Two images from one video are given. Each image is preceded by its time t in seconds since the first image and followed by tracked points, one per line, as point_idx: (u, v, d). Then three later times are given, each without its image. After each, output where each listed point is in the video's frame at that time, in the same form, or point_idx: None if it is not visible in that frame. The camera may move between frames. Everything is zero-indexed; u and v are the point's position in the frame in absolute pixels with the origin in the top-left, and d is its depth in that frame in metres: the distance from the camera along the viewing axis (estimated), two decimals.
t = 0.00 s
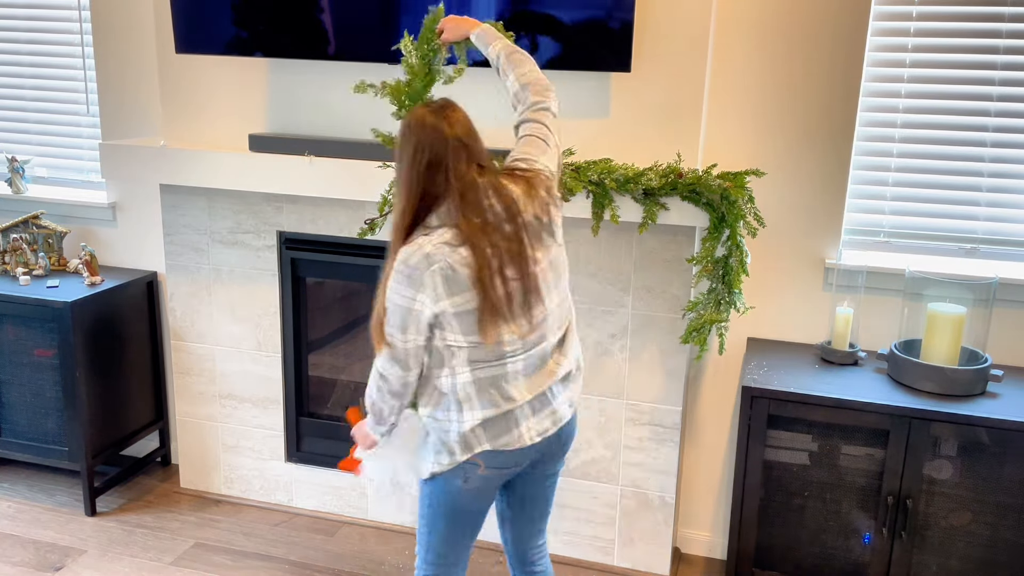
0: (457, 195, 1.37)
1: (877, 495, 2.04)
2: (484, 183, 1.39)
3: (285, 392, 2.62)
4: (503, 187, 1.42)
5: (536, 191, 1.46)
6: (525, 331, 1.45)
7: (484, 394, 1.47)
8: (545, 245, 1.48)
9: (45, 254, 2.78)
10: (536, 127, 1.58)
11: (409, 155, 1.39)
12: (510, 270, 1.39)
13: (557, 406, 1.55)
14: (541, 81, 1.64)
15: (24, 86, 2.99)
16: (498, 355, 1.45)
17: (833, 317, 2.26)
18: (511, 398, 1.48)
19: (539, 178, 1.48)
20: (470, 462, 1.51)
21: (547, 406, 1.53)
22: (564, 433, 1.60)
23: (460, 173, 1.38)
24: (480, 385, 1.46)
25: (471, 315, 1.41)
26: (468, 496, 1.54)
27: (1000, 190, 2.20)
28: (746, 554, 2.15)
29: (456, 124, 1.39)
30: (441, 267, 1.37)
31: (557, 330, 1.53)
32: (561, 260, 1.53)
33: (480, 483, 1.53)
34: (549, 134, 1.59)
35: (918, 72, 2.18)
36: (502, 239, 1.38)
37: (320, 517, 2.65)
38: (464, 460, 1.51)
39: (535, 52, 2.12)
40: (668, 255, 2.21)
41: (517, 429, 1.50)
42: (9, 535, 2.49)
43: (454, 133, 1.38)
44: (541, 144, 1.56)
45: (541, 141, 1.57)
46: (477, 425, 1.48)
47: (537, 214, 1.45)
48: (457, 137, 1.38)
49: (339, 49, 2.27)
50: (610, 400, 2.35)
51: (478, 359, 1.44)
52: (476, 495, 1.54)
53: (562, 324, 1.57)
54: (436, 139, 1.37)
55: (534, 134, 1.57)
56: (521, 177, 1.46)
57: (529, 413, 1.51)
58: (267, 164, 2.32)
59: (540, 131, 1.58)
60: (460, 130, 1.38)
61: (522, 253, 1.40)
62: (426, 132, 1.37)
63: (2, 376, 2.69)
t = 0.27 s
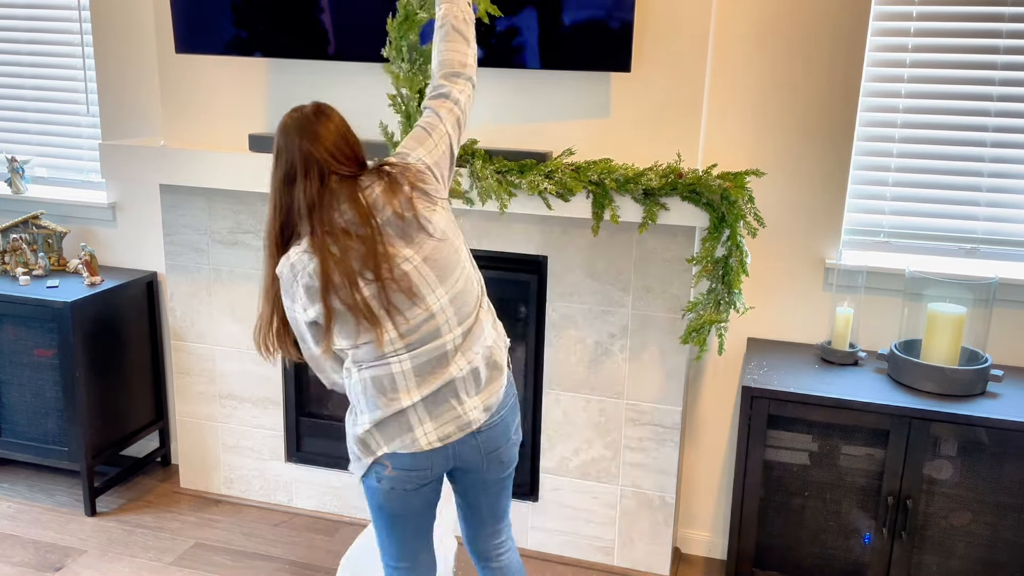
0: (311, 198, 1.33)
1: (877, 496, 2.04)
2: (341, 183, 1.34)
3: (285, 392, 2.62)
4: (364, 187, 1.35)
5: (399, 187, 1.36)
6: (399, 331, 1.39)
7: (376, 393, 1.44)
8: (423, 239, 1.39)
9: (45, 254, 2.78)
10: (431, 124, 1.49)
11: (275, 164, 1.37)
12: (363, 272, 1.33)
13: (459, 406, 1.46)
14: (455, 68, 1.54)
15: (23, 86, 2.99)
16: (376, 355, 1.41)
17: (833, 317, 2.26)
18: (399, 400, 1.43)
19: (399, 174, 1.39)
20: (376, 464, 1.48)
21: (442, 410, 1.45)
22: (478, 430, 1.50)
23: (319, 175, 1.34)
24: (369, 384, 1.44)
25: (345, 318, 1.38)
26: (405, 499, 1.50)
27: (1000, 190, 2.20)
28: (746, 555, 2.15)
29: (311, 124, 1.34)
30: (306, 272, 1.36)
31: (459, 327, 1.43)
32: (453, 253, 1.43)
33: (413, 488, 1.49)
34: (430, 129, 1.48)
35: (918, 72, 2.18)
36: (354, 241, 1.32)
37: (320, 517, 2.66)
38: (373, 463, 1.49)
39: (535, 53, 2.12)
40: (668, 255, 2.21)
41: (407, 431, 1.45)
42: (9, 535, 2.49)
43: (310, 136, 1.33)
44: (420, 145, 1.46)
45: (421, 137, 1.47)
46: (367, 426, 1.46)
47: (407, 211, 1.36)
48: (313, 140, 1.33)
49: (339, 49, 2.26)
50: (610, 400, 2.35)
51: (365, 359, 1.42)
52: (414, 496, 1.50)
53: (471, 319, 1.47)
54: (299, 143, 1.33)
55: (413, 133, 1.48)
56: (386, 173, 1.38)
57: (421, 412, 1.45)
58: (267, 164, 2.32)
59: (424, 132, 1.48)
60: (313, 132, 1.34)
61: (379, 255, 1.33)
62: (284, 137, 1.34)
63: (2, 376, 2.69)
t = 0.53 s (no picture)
0: (288, 195, 1.35)
1: (877, 496, 2.04)
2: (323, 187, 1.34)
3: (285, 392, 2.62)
4: (347, 199, 1.34)
5: (381, 208, 1.34)
6: (351, 345, 1.41)
7: (331, 394, 1.46)
8: (391, 265, 1.37)
9: (44, 254, 2.78)
10: (468, 172, 1.41)
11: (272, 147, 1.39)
12: (317, 285, 1.34)
13: (412, 429, 1.48)
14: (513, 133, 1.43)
15: (23, 86, 2.99)
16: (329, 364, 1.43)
17: (833, 317, 2.26)
18: (352, 410, 1.46)
19: (392, 195, 1.36)
20: (327, 465, 1.53)
21: (397, 427, 1.47)
22: (429, 453, 1.51)
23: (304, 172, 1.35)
24: (324, 386, 1.47)
25: (296, 318, 1.41)
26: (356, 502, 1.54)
27: (1000, 190, 2.20)
28: (746, 555, 2.15)
29: (309, 119, 1.35)
30: (266, 264, 1.39)
31: (416, 353, 1.45)
32: (422, 282, 1.41)
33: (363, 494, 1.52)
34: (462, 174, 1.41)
35: (918, 72, 2.18)
36: (317, 251, 1.32)
37: (320, 517, 2.66)
38: (326, 465, 1.54)
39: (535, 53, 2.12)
40: (668, 255, 2.21)
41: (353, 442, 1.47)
42: (9, 535, 2.49)
43: (305, 131, 1.34)
44: (435, 177, 1.40)
45: (450, 180, 1.40)
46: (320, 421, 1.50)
47: (380, 234, 1.35)
48: (306, 136, 1.34)
49: (339, 49, 2.26)
50: (610, 400, 2.35)
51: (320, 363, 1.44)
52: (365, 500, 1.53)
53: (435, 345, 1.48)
54: (294, 136, 1.34)
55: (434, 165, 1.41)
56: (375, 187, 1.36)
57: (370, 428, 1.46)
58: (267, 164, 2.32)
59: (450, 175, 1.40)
60: (310, 128, 1.34)
61: (339, 270, 1.33)
62: (284, 125, 1.36)
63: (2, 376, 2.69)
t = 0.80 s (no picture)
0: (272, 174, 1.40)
1: (877, 496, 2.04)
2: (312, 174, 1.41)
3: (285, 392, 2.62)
4: (334, 191, 1.43)
5: (364, 208, 1.44)
6: (310, 330, 1.47)
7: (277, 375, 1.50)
8: (356, 263, 1.47)
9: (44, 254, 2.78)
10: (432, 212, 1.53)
11: (256, 125, 1.42)
12: (294, 269, 1.39)
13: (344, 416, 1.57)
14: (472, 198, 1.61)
15: (23, 87, 2.99)
16: (279, 347, 1.48)
17: (833, 317, 2.26)
18: (302, 393, 1.50)
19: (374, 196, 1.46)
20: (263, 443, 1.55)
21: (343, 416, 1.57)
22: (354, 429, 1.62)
23: (293, 154, 1.41)
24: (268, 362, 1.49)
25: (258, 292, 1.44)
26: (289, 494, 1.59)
27: (1000, 190, 2.20)
28: (746, 555, 2.15)
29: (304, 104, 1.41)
30: (239, 232, 1.40)
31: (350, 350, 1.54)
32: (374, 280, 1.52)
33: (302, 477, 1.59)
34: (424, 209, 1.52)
35: (918, 72, 2.18)
36: (302, 236, 1.38)
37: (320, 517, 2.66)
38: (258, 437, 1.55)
39: (535, 52, 2.12)
40: (668, 255, 2.21)
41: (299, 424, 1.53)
42: (9, 535, 2.49)
43: (297, 116, 1.40)
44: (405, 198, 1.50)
45: (412, 208, 1.50)
46: (264, 398, 1.52)
47: (355, 232, 1.45)
48: (301, 121, 1.41)
49: (339, 49, 2.26)
50: (611, 400, 2.35)
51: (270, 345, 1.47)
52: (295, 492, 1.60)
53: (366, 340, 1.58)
54: (289, 118, 1.40)
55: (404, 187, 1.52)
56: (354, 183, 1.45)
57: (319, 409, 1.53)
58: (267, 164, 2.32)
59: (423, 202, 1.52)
60: (304, 113, 1.41)
61: (321, 257, 1.40)
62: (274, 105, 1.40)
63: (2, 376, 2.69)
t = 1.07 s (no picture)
0: (159, 156, 1.55)
1: (877, 496, 2.04)
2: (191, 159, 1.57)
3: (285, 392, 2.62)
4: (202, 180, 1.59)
5: (227, 200, 1.60)
6: (168, 304, 1.62)
7: (145, 345, 1.64)
8: (219, 253, 1.63)
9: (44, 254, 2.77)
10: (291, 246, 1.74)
11: (133, 109, 1.58)
12: (164, 243, 1.55)
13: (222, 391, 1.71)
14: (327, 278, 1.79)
15: (23, 86, 2.99)
16: (160, 314, 1.63)
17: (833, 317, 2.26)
18: (111, 356, 1.67)
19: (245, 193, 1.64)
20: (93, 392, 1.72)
21: (188, 395, 1.67)
22: (190, 411, 1.70)
23: (173, 139, 1.56)
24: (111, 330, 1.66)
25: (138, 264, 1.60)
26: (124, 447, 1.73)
27: (1000, 190, 2.20)
28: (746, 555, 2.15)
29: (191, 96, 1.58)
30: (100, 199, 1.60)
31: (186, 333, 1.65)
32: (232, 274, 1.66)
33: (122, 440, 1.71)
34: (282, 247, 1.71)
35: (918, 72, 2.18)
36: (170, 212, 1.54)
37: (320, 517, 2.66)
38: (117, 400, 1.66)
39: (535, 52, 2.12)
40: (668, 255, 2.21)
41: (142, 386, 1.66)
42: (9, 535, 2.50)
43: (178, 104, 1.56)
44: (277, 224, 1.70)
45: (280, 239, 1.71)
46: (123, 361, 1.65)
47: (220, 222, 1.60)
48: (187, 111, 1.57)
49: (340, 49, 2.26)
50: (611, 400, 2.35)
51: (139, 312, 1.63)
52: (131, 445, 1.72)
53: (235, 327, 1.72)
54: (176, 106, 1.56)
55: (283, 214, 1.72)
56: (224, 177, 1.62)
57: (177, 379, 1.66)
58: (267, 164, 2.31)
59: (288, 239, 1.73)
60: (191, 104, 1.58)
61: (179, 237, 1.56)
62: (149, 92, 1.55)
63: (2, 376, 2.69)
